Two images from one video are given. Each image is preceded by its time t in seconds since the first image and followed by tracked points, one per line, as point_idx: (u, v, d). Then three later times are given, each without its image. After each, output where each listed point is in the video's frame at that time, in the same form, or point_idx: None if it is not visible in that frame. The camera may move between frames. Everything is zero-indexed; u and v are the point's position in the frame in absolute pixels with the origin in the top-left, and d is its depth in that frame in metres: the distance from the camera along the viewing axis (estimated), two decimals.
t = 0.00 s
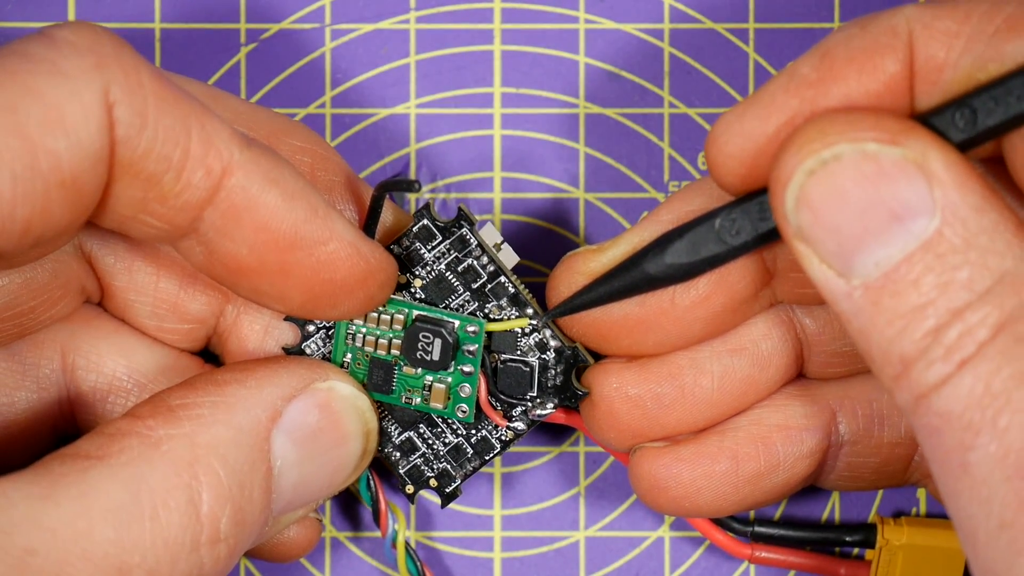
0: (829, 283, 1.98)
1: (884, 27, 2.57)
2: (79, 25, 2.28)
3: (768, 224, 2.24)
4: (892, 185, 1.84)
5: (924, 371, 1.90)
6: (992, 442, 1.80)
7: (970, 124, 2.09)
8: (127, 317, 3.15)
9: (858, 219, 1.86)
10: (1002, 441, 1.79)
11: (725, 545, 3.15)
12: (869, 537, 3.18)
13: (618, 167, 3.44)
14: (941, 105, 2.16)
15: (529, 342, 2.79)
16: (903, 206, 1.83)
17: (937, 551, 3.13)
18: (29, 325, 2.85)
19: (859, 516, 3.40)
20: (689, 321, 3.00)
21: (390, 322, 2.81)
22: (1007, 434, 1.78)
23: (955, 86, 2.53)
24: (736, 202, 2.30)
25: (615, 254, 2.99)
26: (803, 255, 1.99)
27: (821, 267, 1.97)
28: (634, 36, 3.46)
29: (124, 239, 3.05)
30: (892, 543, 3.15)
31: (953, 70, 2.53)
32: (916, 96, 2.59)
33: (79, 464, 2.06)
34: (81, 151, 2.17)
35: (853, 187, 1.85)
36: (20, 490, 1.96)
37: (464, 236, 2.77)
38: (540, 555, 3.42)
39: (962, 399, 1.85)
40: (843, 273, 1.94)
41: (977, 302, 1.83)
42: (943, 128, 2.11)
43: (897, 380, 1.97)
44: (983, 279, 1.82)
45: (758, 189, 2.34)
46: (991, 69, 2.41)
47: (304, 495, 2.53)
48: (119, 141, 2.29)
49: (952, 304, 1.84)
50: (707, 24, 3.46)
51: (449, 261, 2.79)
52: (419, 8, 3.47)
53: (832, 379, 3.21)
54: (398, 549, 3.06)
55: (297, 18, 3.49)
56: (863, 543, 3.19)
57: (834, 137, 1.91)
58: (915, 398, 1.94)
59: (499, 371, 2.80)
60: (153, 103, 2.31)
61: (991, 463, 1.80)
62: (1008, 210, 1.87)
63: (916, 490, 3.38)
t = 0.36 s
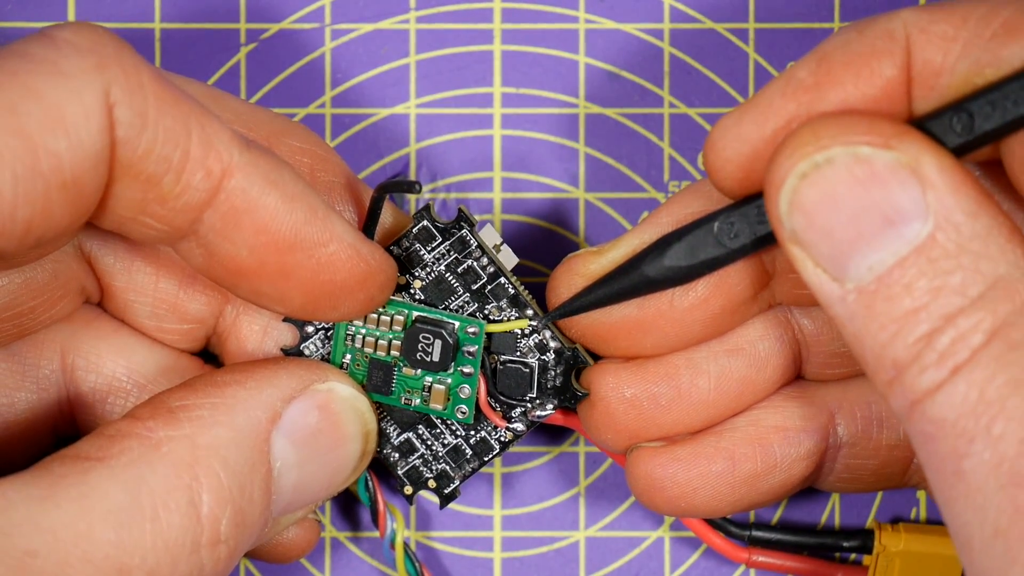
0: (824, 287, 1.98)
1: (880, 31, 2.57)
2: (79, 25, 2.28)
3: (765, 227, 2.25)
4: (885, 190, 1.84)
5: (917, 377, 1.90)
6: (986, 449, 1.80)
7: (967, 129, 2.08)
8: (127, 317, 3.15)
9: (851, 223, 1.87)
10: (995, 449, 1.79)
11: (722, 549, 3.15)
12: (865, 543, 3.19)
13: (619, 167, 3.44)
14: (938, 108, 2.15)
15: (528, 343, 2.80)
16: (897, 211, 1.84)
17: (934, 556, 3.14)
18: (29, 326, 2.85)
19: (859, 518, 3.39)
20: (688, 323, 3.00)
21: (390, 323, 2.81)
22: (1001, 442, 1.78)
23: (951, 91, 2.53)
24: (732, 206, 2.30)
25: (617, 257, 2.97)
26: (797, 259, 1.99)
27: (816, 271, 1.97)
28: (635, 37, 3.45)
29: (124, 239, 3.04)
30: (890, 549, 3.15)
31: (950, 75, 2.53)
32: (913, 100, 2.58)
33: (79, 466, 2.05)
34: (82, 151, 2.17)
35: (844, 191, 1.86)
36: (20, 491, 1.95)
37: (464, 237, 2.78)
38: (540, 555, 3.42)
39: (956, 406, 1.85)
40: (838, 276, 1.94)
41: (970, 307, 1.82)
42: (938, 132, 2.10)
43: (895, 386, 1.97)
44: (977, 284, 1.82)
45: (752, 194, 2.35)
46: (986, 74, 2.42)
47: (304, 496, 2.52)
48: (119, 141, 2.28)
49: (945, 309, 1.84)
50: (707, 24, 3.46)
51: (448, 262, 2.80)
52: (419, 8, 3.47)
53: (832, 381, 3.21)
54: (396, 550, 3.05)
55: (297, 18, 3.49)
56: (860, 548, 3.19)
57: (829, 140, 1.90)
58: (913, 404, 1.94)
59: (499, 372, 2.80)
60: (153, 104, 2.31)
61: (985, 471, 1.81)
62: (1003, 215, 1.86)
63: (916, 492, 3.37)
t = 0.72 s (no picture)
0: (823, 290, 1.98)
1: (881, 32, 2.56)
2: (79, 24, 2.28)
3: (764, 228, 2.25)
4: (883, 192, 1.84)
5: (916, 380, 1.90)
6: (985, 454, 1.80)
7: (967, 131, 2.08)
8: (126, 317, 3.15)
9: (848, 226, 1.86)
10: (993, 454, 1.79)
11: (722, 548, 3.14)
12: (866, 542, 3.18)
13: (619, 167, 3.44)
14: (936, 111, 2.15)
15: (528, 342, 2.79)
16: (896, 212, 1.83)
17: (932, 555, 3.14)
18: (29, 325, 2.85)
19: (860, 518, 3.39)
20: (686, 324, 3.00)
21: (388, 323, 2.81)
22: (999, 447, 1.78)
23: (952, 93, 2.53)
24: (732, 207, 2.30)
25: (616, 256, 2.97)
26: (797, 262, 1.99)
27: (815, 273, 1.97)
28: (634, 36, 3.45)
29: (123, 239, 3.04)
30: (890, 548, 3.14)
31: (950, 77, 2.52)
32: (913, 102, 2.59)
33: (79, 464, 2.05)
34: (82, 149, 2.17)
35: (843, 194, 1.86)
36: (20, 489, 1.95)
37: (463, 237, 2.78)
38: (540, 555, 3.42)
39: (955, 410, 1.84)
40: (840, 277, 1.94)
41: (968, 310, 1.82)
42: (937, 137, 2.10)
43: (892, 388, 1.97)
44: (972, 287, 1.82)
45: (753, 195, 2.34)
46: (986, 76, 2.41)
47: (303, 495, 2.52)
48: (119, 140, 2.28)
49: (944, 312, 1.84)
50: (707, 24, 3.46)
51: (447, 261, 2.80)
52: (419, 8, 3.47)
53: (831, 381, 3.21)
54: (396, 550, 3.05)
55: (297, 18, 3.49)
56: (861, 547, 3.19)
57: (834, 141, 1.90)
58: (908, 407, 1.94)
59: (498, 371, 2.80)
60: (153, 102, 2.31)
61: (984, 475, 1.81)
62: (1000, 217, 1.86)
63: (916, 492, 3.37)
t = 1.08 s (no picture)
0: (827, 292, 1.98)
1: (887, 35, 2.56)
2: (79, 23, 2.28)
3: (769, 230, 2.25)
4: (890, 195, 1.84)
5: (922, 383, 1.89)
6: (991, 457, 1.80)
7: (973, 134, 2.08)
8: (126, 317, 3.15)
9: (855, 228, 1.86)
10: (999, 458, 1.79)
11: (725, 545, 3.15)
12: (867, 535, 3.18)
13: (619, 167, 3.44)
14: (942, 113, 2.14)
15: (526, 342, 2.79)
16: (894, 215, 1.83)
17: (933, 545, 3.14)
18: (29, 325, 2.84)
19: (859, 516, 3.39)
20: (685, 324, 3.00)
21: (387, 323, 2.81)
22: (1005, 451, 1.78)
23: (953, 96, 2.53)
24: (737, 207, 2.30)
25: (615, 256, 2.98)
26: (803, 263, 1.98)
27: (820, 276, 1.97)
28: (634, 36, 3.45)
29: (122, 238, 3.04)
30: (892, 540, 3.14)
31: (956, 80, 2.52)
32: (913, 105, 2.59)
33: (78, 463, 2.05)
34: (81, 147, 2.17)
35: (850, 197, 1.86)
36: (20, 487, 1.95)
37: (462, 237, 2.78)
38: (540, 555, 3.42)
39: (960, 414, 1.84)
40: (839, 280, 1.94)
41: (974, 314, 1.82)
42: (944, 139, 2.09)
43: (893, 391, 1.97)
44: (979, 289, 1.82)
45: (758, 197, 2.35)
46: (994, 80, 2.42)
47: (303, 495, 2.52)
48: (119, 138, 2.28)
49: (945, 316, 1.84)
50: (707, 24, 3.46)
51: (445, 261, 2.79)
52: (419, 8, 3.47)
53: (831, 382, 3.20)
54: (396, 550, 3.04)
55: (297, 18, 3.49)
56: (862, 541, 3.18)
57: (834, 144, 1.90)
58: (913, 410, 1.93)
59: (497, 372, 2.80)
60: (152, 101, 2.31)
61: (990, 478, 1.80)
62: (1000, 220, 1.86)
63: (916, 491, 3.38)
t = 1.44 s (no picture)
0: (825, 293, 1.98)
1: (877, 38, 2.56)
2: (78, 23, 2.28)
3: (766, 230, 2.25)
4: (888, 197, 1.84)
5: (919, 385, 1.90)
6: (987, 460, 1.80)
7: (971, 136, 2.08)
8: (126, 317, 3.15)
9: (844, 232, 1.86)
10: (996, 460, 1.79)
11: (724, 546, 3.16)
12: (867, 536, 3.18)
13: (619, 167, 3.44)
14: (939, 116, 2.14)
15: (527, 343, 2.79)
16: (895, 217, 1.83)
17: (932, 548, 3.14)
18: (29, 325, 2.84)
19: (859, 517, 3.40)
20: (685, 325, 3.00)
21: (387, 323, 2.81)
22: (1002, 454, 1.78)
23: (952, 98, 2.53)
24: (734, 208, 2.30)
25: (614, 255, 2.98)
26: (800, 264, 1.99)
27: (818, 277, 1.97)
28: (634, 36, 3.46)
29: (122, 238, 3.04)
30: (893, 542, 3.15)
31: (955, 81, 2.53)
32: (913, 106, 2.59)
33: (79, 462, 2.06)
34: (81, 147, 2.17)
35: (846, 199, 1.86)
36: (20, 487, 1.96)
37: (462, 237, 2.78)
38: (540, 555, 3.42)
39: (958, 417, 1.84)
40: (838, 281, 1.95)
41: (970, 316, 1.82)
42: (940, 141, 2.10)
43: (892, 393, 1.97)
44: (978, 292, 1.82)
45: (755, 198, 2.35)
46: (990, 82, 2.41)
47: (303, 494, 2.52)
48: (119, 138, 2.28)
49: (944, 318, 1.84)
50: (707, 24, 3.46)
51: (445, 262, 2.79)
52: (419, 8, 3.47)
53: (831, 383, 3.20)
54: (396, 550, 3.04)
55: (297, 18, 3.49)
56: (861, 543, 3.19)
57: (833, 145, 1.90)
58: (911, 412, 1.94)
59: (497, 372, 2.80)
60: (152, 101, 2.31)
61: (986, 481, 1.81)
62: (1000, 222, 1.86)
63: (917, 492, 3.38)
